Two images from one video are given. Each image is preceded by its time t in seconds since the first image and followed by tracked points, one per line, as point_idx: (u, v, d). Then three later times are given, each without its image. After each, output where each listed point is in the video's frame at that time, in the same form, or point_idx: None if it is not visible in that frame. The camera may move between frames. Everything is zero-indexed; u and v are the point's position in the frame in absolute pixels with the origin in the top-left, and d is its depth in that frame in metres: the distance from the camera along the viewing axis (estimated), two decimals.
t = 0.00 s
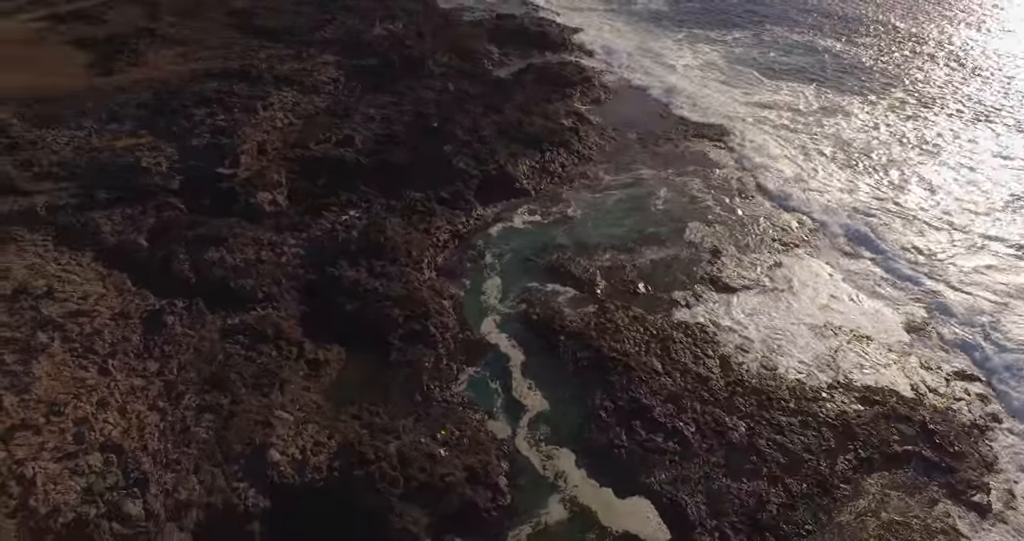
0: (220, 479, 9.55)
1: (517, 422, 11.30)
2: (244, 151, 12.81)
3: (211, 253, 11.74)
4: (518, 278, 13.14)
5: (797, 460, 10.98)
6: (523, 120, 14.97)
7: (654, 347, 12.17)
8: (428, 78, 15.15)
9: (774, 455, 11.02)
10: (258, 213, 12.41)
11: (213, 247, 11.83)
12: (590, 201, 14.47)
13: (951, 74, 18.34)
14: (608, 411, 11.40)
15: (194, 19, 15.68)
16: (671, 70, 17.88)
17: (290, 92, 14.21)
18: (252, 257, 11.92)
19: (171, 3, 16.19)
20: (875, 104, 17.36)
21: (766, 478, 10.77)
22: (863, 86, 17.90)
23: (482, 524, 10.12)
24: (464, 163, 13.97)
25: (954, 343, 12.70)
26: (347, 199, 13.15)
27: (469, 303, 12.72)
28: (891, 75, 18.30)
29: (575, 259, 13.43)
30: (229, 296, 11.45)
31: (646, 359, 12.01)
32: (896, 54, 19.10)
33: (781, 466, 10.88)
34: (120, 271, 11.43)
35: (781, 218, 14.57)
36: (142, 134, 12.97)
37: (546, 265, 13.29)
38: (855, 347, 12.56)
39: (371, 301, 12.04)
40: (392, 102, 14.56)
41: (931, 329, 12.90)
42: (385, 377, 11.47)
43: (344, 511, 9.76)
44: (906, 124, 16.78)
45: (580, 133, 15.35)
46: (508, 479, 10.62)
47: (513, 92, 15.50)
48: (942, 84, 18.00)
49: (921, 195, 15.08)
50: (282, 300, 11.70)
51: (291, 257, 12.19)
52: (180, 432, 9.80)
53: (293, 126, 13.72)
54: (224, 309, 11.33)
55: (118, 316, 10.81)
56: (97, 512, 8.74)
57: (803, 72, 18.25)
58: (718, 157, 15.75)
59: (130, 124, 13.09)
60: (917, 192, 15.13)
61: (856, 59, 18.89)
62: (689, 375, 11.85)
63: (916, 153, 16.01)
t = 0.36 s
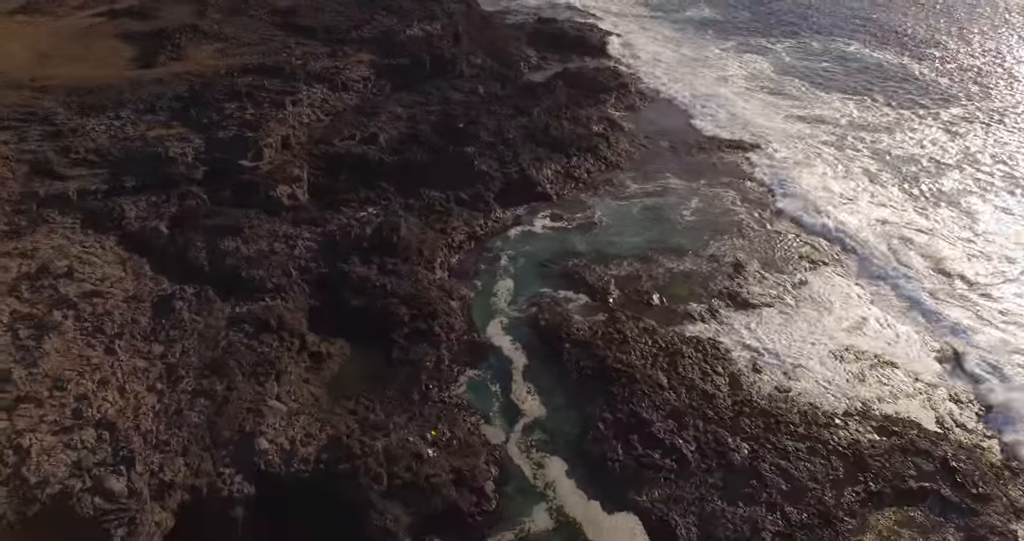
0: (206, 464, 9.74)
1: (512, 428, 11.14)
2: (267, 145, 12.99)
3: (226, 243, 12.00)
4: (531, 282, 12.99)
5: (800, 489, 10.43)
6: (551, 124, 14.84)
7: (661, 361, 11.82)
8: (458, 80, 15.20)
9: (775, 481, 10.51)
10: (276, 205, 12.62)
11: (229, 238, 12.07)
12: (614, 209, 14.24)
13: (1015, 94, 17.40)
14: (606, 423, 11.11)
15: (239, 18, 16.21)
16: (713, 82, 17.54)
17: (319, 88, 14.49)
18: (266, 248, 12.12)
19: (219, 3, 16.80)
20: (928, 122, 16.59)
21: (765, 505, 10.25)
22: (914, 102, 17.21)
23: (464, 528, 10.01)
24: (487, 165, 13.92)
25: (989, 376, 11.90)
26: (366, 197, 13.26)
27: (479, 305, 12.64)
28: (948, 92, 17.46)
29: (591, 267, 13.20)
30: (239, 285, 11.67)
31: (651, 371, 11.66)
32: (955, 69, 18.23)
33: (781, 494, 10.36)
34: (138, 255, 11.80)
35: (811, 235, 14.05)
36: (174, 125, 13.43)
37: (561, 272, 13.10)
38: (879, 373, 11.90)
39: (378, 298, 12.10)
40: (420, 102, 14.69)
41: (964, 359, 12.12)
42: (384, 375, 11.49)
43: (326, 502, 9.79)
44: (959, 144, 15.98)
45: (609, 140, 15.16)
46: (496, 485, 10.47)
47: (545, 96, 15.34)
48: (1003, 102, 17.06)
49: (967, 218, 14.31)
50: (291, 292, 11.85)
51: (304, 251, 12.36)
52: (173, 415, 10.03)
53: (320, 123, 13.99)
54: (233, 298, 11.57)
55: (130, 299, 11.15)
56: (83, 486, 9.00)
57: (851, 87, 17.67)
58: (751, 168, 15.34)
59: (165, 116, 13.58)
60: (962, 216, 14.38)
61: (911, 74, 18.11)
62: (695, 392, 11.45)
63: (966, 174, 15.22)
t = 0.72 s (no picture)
0: (196, 448, 9.92)
1: (507, 434, 10.92)
2: (292, 140, 13.22)
3: (244, 234, 12.23)
4: (544, 288, 12.79)
5: (801, 520, 9.84)
6: (579, 129, 14.77)
7: (667, 376, 11.43)
8: (489, 82, 15.59)
9: (775, 509, 9.96)
10: (296, 199, 12.82)
11: (246, 229, 12.31)
12: (639, 218, 14.02)
13: None
14: (603, 436, 10.77)
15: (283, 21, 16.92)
16: (752, 96, 17.48)
17: (350, 87, 14.74)
18: (281, 240, 12.30)
19: (266, 6, 17.50)
20: (980, 144, 15.90)
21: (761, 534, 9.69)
22: (966, 122, 16.55)
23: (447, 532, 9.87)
24: (510, 169, 13.87)
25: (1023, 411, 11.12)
26: (386, 194, 13.35)
27: (488, 308, 12.51)
28: (1004, 114, 16.74)
29: (607, 276, 12.93)
30: (250, 275, 11.90)
31: (656, 386, 11.29)
32: (1015, 90, 17.45)
33: (779, 523, 9.78)
34: (159, 242, 12.15)
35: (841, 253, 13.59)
36: (207, 117, 13.91)
37: (575, 279, 12.87)
38: (902, 403, 11.24)
39: (387, 295, 12.09)
40: (450, 102, 15.00)
41: (996, 392, 11.39)
42: (385, 372, 11.50)
43: (308, 495, 9.81)
44: (1009, 168, 15.32)
45: (639, 148, 15.11)
46: (483, 491, 10.26)
47: (575, 98, 15.48)
48: None
49: (1009, 245, 13.69)
50: (302, 284, 11.97)
51: (319, 245, 12.50)
52: (170, 398, 10.27)
53: (348, 121, 14.33)
54: (244, 288, 11.81)
55: (145, 283, 11.47)
56: (75, 461, 9.13)
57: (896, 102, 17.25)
58: (784, 183, 15.05)
59: (198, 108, 14.09)
60: (1003, 242, 13.76)
61: (966, 93, 17.38)
62: (699, 411, 11.02)
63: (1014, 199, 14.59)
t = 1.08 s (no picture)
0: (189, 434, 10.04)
1: (500, 439, 10.71)
2: (313, 136, 13.44)
3: (259, 226, 12.39)
4: (554, 294, 12.57)
5: None
6: (603, 135, 14.63)
7: (670, 391, 11.02)
8: (517, 86, 15.63)
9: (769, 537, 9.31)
10: (312, 194, 12.97)
11: (262, 222, 12.47)
12: (661, 228, 13.75)
13: None
14: (597, 449, 10.41)
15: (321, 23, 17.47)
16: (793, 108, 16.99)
17: (377, 86, 15.00)
18: (294, 233, 12.41)
19: (306, 9, 18.03)
20: None
21: None
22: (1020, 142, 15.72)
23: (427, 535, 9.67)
24: (530, 173, 13.75)
25: None
26: (404, 193, 13.43)
27: (496, 311, 12.36)
28: None
29: (621, 284, 12.62)
30: (261, 266, 12.02)
31: (658, 401, 10.89)
32: None
33: None
34: (177, 232, 12.45)
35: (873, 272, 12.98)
36: (234, 112, 14.33)
37: (587, 286, 12.61)
38: (921, 434, 10.55)
39: (394, 293, 12.05)
40: (475, 104, 15.10)
41: None
42: (385, 371, 11.45)
43: (296, 485, 9.78)
44: None
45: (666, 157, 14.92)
46: (468, 496, 10.05)
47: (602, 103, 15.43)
48: None
49: None
50: (310, 278, 12.05)
51: (332, 241, 12.58)
52: (169, 383, 10.39)
53: (373, 120, 14.57)
54: (255, 279, 11.94)
55: (159, 269, 11.76)
56: (68, 437, 9.39)
57: (944, 116, 16.64)
58: (817, 199, 14.54)
59: (228, 103, 14.56)
60: None
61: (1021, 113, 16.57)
62: (700, 429, 10.56)
63: None
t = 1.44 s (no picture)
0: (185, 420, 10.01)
1: (493, 445, 10.37)
2: (337, 134, 13.66)
3: (276, 221, 12.60)
4: (565, 302, 12.32)
5: None
6: (630, 144, 14.49)
7: (672, 409, 10.56)
8: (545, 90, 15.80)
9: None
10: (331, 191, 13.12)
11: (279, 216, 12.69)
12: (685, 240, 13.41)
13: None
14: (590, 463, 9.95)
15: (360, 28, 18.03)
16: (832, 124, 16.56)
17: (405, 87, 15.28)
18: (309, 229, 12.58)
19: (347, 17, 18.53)
20: None
21: None
22: None
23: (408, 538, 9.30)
24: (551, 180, 13.63)
25: None
26: (423, 194, 13.51)
27: (505, 317, 12.17)
28: None
29: (635, 296, 12.29)
30: (274, 259, 12.20)
31: (658, 419, 10.43)
32: None
33: None
34: (198, 223, 12.73)
35: (903, 297, 12.34)
36: (263, 107, 14.75)
37: (599, 296, 12.32)
38: (941, 471, 9.83)
39: (402, 293, 11.96)
40: (503, 108, 15.20)
41: None
42: (386, 371, 11.31)
43: (286, 478, 9.57)
44: None
45: (695, 168, 14.74)
46: (453, 500, 9.67)
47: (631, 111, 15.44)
48: None
49: None
50: (320, 275, 12.13)
51: (346, 240, 12.67)
52: (170, 369, 10.44)
53: (400, 121, 14.81)
54: (266, 272, 12.11)
55: (176, 258, 12.02)
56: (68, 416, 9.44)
57: (998, 139, 15.90)
58: (852, 219, 13.94)
59: (258, 99, 15.02)
60: None
61: None
62: (699, 451, 10.03)
63: None
